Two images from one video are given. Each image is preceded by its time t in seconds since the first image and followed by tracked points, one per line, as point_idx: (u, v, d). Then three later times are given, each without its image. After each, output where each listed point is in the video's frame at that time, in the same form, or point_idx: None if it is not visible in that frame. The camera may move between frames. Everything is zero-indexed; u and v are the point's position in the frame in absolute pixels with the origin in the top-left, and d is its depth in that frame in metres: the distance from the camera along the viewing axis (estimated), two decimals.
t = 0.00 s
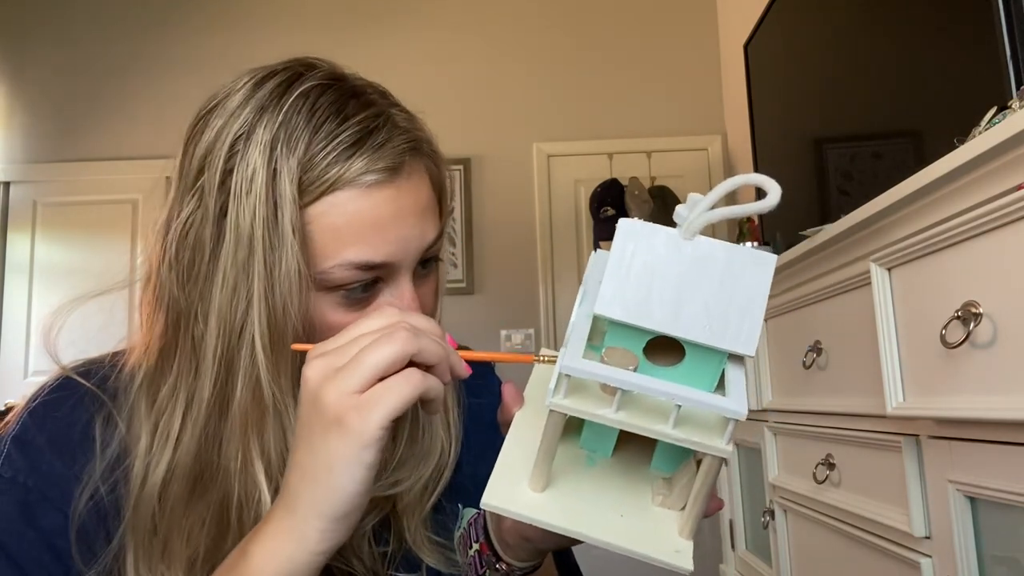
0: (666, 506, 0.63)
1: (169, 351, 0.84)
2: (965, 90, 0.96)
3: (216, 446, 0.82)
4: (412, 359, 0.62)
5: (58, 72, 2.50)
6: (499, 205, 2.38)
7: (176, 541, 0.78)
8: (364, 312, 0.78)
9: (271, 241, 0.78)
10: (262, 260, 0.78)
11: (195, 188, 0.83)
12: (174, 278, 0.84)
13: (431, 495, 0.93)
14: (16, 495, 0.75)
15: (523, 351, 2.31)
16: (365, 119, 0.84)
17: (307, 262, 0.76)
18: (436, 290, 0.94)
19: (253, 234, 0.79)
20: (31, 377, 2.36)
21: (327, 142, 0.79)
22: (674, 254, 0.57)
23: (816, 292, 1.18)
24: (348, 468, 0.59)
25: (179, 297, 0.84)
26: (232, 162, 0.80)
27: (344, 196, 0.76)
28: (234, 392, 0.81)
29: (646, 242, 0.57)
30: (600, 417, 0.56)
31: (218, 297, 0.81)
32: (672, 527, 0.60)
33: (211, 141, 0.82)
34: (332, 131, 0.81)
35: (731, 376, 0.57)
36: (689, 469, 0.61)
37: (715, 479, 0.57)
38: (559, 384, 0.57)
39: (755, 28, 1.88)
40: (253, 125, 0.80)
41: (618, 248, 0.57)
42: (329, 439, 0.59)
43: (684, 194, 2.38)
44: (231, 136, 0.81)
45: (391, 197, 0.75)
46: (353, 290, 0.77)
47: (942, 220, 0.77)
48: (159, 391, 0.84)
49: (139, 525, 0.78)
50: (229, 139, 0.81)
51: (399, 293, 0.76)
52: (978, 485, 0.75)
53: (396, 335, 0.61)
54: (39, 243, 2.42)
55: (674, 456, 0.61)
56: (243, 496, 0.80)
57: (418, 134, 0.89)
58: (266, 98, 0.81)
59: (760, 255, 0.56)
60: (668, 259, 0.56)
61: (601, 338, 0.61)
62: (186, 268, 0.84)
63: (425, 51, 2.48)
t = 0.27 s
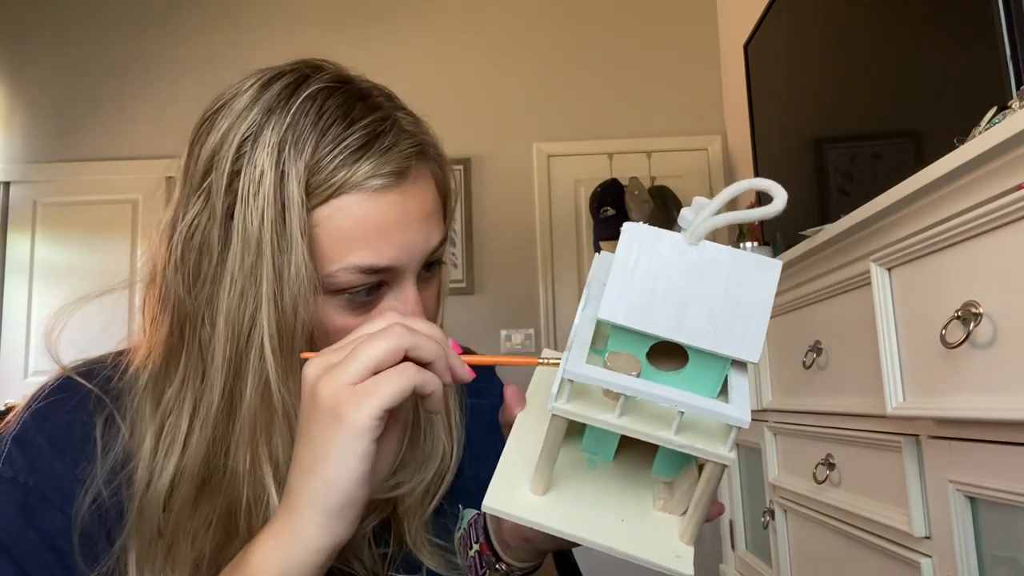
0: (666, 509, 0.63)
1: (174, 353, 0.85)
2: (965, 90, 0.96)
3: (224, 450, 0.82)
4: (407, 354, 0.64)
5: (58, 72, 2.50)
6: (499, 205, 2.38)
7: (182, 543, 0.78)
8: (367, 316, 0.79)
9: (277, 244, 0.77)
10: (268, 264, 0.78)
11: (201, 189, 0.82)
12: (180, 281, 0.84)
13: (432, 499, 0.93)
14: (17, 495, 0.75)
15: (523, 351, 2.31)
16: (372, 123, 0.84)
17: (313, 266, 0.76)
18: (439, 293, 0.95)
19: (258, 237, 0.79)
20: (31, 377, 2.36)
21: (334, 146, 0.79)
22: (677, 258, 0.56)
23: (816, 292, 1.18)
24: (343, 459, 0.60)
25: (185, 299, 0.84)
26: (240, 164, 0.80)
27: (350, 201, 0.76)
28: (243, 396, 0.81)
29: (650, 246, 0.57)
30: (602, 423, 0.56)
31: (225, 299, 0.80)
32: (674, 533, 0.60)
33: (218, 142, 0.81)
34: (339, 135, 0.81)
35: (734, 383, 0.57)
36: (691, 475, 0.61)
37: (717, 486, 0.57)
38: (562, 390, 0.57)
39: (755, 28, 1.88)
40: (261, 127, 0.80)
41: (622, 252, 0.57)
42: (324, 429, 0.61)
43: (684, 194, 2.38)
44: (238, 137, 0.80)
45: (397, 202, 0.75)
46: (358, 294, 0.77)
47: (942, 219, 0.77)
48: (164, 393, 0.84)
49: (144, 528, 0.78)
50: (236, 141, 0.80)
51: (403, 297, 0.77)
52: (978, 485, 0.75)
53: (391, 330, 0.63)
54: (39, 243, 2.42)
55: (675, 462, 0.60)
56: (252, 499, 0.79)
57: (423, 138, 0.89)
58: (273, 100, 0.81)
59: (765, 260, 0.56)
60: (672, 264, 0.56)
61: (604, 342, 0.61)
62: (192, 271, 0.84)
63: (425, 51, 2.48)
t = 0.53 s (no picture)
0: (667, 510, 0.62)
1: (176, 357, 0.85)
2: (965, 90, 0.96)
3: (226, 456, 0.82)
4: (406, 353, 0.63)
5: (58, 72, 2.50)
6: (499, 205, 2.38)
7: (183, 547, 0.78)
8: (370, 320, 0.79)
9: (281, 250, 0.78)
10: (271, 269, 0.78)
11: (204, 192, 0.82)
12: (183, 284, 0.84)
13: (433, 501, 0.93)
14: (17, 495, 0.75)
15: (523, 351, 2.31)
16: (376, 128, 0.84)
17: (316, 271, 0.76)
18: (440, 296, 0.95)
19: (263, 242, 0.79)
20: (31, 377, 2.36)
21: (338, 151, 0.79)
22: (680, 262, 0.56)
23: (816, 292, 1.18)
24: (337, 453, 0.60)
25: (187, 302, 0.84)
26: (244, 168, 0.80)
27: (354, 206, 0.76)
28: (247, 404, 0.81)
29: (653, 249, 0.57)
30: (606, 425, 0.56)
31: (229, 304, 0.80)
32: (676, 535, 0.60)
33: (222, 145, 0.81)
34: (343, 140, 0.81)
35: (737, 385, 0.57)
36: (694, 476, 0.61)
37: (719, 487, 0.57)
38: (565, 393, 0.57)
39: (755, 28, 1.88)
40: (265, 131, 0.80)
41: (625, 254, 0.57)
42: (322, 424, 0.61)
43: (684, 194, 2.38)
44: (241, 140, 0.80)
45: (401, 208, 0.76)
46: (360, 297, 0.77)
47: (942, 219, 0.77)
48: (166, 396, 0.84)
49: (144, 532, 0.77)
50: (240, 144, 0.80)
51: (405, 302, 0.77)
52: (978, 485, 0.75)
53: (391, 329, 0.63)
54: (38, 243, 2.42)
55: (676, 464, 0.60)
56: (258, 502, 0.80)
57: (427, 142, 0.89)
58: (277, 103, 0.81)
59: (768, 263, 0.56)
60: (675, 267, 0.57)
61: (607, 343, 0.61)
62: (194, 274, 0.84)
63: (424, 51, 2.48)
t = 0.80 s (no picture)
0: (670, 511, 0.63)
1: (179, 360, 0.84)
2: (965, 90, 0.96)
3: (226, 460, 0.82)
4: (403, 354, 0.63)
5: (58, 72, 2.50)
6: (499, 205, 2.38)
7: (182, 551, 0.78)
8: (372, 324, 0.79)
9: (285, 255, 0.78)
10: (274, 274, 0.78)
11: (208, 195, 0.82)
12: (186, 287, 0.84)
13: (434, 503, 0.93)
14: (17, 494, 0.75)
15: (523, 351, 2.31)
16: (380, 133, 0.84)
17: (319, 276, 0.76)
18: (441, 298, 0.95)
19: (267, 247, 0.78)
20: (31, 377, 2.36)
21: (342, 156, 0.79)
22: (683, 263, 0.56)
23: (816, 292, 1.18)
24: (334, 451, 0.60)
25: (189, 305, 0.84)
26: (248, 172, 0.80)
27: (358, 212, 0.76)
28: (250, 410, 0.81)
29: (656, 250, 0.57)
30: (610, 426, 0.56)
31: (233, 308, 0.80)
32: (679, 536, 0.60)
33: (225, 147, 0.81)
34: (347, 145, 0.81)
35: (739, 385, 0.57)
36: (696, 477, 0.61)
37: (722, 488, 0.57)
38: (568, 395, 0.57)
39: (755, 28, 1.88)
40: (269, 134, 0.80)
41: (628, 255, 0.57)
42: (319, 424, 0.61)
43: (684, 194, 2.38)
44: (246, 143, 0.80)
45: (405, 214, 0.76)
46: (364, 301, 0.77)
47: (942, 220, 0.77)
48: (168, 399, 0.84)
49: (144, 534, 0.77)
50: (244, 147, 0.80)
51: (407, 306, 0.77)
52: (978, 485, 0.75)
53: (389, 329, 0.63)
54: (39, 243, 2.42)
55: (678, 464, 0.60)
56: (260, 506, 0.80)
57: (431, 147, 0.89)
58: (282, 106, 0.81)
59: (772, 265, 0.56)
60: (678, 269, 0.56)
61: (610, 344, 0.61)
62: (197, 278, 0.83)
63: (424, 51, 2.48)
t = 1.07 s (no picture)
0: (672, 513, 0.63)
1: (180, 361, 0.84)
2: (965, 90, 0.96)
3: (228, 461, 0.82)
4: (400, 354, 0.63)
5: (58, 72, 2.50)
6: (499, 205, 2.38)
7: (183, 551, 0.77)
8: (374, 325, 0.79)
9: (288, 256, 0.78)
10: (278, 276, 0.78)
11: (212, 196, 0.82)
12: (189, 288, 0.84)
13: (435, 503, 0.93)
14: (18, 494, 0.75)
15: (523, 351, 2.31)
16: (384, 135, 0.84)
17: (322, 278, 0.76)
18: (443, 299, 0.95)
19: (271, 248, 0.79)
20: (31, 377, 2.36)
21: (346, 158, 0.79)
22: (683, 264, 0.57)
23: (816, 292, 1.18)
24: (334, 454, 0.60)
25: (191, 306, 0.84)
26: (253, 174, 0.80)
27: (361, 215, 0.76)
28: (253, 411, 0.81)
29: (657, 251, 0.57)
30: (611, 429, 0.56)
31: (236, 309, 0.80)
32: (680, 538, 0.60)
33: (230, 148, 0.81)
34: (351, 147, 0.81)
35: (740, 387, 0.57)
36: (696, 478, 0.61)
37: (724, 490, 0.57)
38: (569, 397, 0.57)
39: (755, 28, 1.88)
40: (274, 136, 0.80)
41: (628, 255, 0.57)
42: (317, 427, 0.61)
43: (684, 194, 2.38)
44: (250, 145, 0.80)
45: (408, 217, 0.76)
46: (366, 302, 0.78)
47: (942, 220, 0.77)
48: (169, 400, 0.84)
49: (145, 534, 0.77)
50: (248, 149, 0.80)
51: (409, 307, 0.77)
52: (978, 485, 0.75)
53: (385, 328, 0.63)
54: (39, 243, 2.42)
55: (679, 466, 0.60)
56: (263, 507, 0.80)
57: (434, 149, 0.89)
58: (286, 108, 0.81)
59: (772, 266, 0.56)
60: (679, 270, 0.56)
61: (611, 346, 0.61)
62: (200, 279, 0.84)
63: (424, 51, 2.48)
